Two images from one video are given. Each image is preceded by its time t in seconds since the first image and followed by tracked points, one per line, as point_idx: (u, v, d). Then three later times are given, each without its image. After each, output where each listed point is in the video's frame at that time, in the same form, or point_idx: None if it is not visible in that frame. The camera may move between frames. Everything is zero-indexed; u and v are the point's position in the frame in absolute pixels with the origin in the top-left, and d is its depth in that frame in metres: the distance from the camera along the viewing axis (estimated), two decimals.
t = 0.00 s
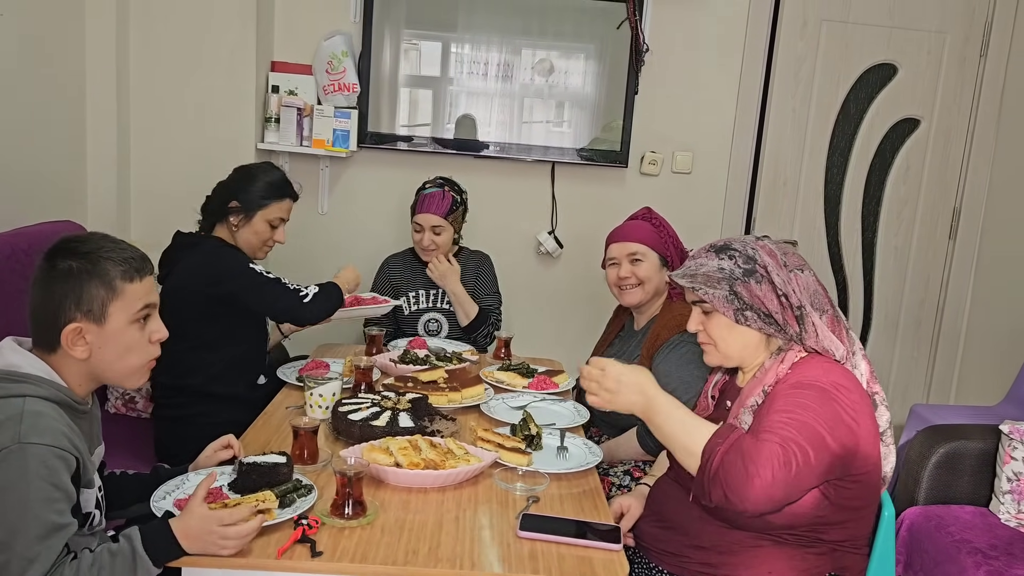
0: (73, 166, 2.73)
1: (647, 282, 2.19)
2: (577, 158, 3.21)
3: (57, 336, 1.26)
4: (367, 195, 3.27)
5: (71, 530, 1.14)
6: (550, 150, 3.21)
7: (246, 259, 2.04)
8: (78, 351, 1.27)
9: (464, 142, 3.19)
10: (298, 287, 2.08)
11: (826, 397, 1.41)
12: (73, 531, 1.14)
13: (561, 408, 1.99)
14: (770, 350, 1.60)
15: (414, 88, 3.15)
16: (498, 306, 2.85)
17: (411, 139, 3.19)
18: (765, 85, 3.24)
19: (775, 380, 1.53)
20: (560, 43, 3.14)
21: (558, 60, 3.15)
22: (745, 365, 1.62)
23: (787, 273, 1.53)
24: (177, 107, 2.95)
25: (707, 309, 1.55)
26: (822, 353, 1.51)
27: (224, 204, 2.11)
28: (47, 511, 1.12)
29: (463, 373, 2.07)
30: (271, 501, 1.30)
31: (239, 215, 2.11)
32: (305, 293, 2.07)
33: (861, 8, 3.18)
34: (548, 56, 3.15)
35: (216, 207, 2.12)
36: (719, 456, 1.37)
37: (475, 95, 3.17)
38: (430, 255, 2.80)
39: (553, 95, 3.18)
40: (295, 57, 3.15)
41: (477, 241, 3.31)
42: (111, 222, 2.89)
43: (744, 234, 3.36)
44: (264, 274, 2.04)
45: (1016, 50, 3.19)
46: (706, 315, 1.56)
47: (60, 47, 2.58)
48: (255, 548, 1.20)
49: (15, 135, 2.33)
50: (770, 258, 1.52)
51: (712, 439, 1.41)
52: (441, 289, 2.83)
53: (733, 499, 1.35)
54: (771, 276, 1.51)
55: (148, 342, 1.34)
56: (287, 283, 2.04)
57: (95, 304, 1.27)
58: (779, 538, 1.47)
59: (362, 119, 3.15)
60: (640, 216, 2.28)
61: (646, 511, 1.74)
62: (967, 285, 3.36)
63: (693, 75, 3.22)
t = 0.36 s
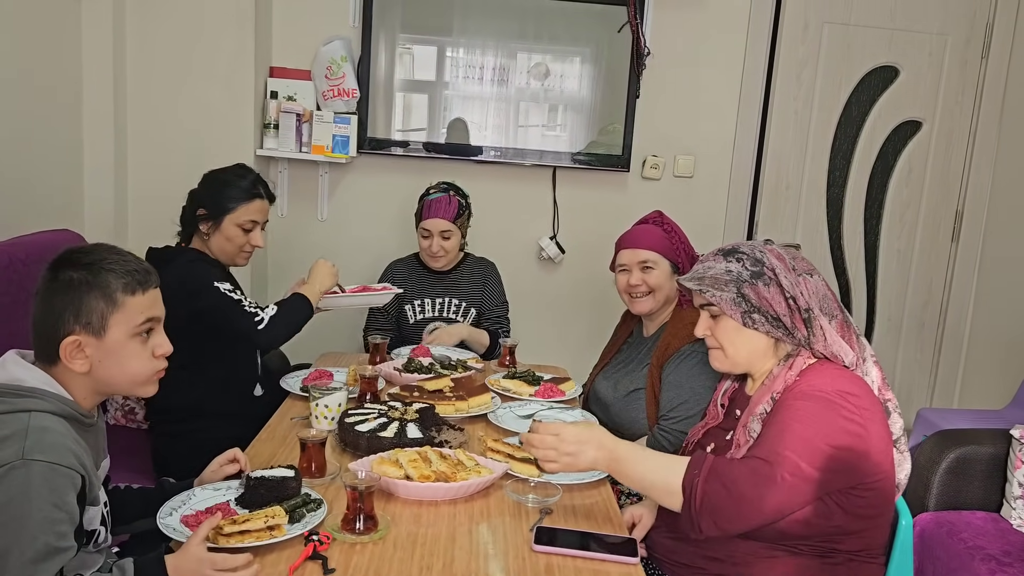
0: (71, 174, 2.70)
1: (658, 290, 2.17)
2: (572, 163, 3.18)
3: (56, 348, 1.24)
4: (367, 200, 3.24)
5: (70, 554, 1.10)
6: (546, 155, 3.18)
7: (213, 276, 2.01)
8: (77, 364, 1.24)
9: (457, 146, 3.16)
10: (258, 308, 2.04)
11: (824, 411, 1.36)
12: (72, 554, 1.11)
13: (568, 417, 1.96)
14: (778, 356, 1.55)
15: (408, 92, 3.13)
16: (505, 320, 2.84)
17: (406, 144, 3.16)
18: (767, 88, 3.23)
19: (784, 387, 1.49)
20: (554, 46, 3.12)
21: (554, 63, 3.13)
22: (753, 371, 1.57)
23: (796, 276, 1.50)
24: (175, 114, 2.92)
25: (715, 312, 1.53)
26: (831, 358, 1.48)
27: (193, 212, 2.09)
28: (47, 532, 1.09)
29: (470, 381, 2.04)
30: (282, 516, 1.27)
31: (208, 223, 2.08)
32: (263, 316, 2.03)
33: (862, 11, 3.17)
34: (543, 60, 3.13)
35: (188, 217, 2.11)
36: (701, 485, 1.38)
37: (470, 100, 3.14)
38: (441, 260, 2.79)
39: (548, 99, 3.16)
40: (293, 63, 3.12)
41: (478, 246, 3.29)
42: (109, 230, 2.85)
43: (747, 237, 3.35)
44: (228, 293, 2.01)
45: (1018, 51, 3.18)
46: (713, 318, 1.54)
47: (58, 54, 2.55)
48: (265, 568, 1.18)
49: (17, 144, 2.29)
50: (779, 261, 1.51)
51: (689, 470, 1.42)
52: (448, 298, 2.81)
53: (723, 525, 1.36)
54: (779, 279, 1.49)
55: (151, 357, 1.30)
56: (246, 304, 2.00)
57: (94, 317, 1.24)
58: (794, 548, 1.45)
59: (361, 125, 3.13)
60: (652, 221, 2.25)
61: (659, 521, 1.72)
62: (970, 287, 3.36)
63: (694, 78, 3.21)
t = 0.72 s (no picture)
0: (63, 183, 2.66)
1: (652, 300, 2.15)
2: (566, 170, 3.17)
3: (50, 364, 1.21)
4: (362, 209, 3.22)
5: None
6: (538, 161, 3.16)
7: (178, 309, 1.89)
8: (71, 381, 1.21)
9: (445, 153, 3.14)
10: (213, 356, 1.89)
11: (823, 429, 1.32)
12: None
13: (570, 427, 1.95)
14: (783, 365, 1.52)
15: (400, 99, 3.10)
16: (502, 334, 2.80)
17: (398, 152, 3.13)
18: (763, 94, 3.23)
19: (790, 397, 1.45)
20: (546, 53, 3.11)
21: (545, 70, 3.12)
22: (757, 383, 1.55)
23: (799, 284, 1.48)
24: (168, 123, 2.89)
25: (718, 321, 1.51)
26: (835, 367, 1.46)
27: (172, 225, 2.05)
28: (45, 555, 1.06)
29: (471, 394, 2.00)
30: (285, 535, 1.24)
31: (182, 235, 2.03)
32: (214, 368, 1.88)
33: (857, 17, 3.18)
34: (534, 66, 3.12)
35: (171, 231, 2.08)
36: (697, 510, 1.35)
37: (461, 106, 3.13)
38: (445, 263, 2.74)
39: (539, 105, 3.15)
40: (287, 70, 3.10)
41: (474, 254, 3.27)
42: (101, 241, 2.81)
43: (744, 243, 3.34)
44: (187, 334, 1.88)
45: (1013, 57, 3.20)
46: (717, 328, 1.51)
47: (51, 62, 2.52)
48: None
49: (9, 154, 2.25)
50: (781, 270, 1.48)
51: (684, 494, 1.39)
52: (447, 317, 2.78)
53: (723, 549, 1.33)
54: (782, 288, 1.46)
55: (149, 374, 1.27)
56: (197, 354, 1.86)
57: (90, 332, 1.21)
58: (802, 562, 1.43)
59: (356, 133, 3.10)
60: (648, 229, 2.25)
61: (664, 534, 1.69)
62: (967, 292, 3.36)
63: (689, 86, 3.21)
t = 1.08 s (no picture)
0: (51, 197, 2.63)
1: (654, 307, 2.15)
2: (555, 180, 3.16)
3: (42, 385, 1.19)
4: (353, 220, 3.20)
5: None
6: (527, 171, 3.15)
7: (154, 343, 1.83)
8: (64, 402, 1.19)
9: (431, 163, 3.12)
10: (183, 400, 1.82)
11: (822, 443, 1.31)
12: None
13: (567, 439, 1.93)
14: (779, 379, 1.50)
15: (387, 108, 3.09)
16: (499, 350, 2.80)
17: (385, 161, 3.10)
18: (753, 103, 3.25)
19: (786, 411, 1.44)
20: (533, 62, 3.10)
21: (532, 78, 3.12)
22: (755, 395, 1.54)
23: (792, 299, 1.44)
24: (157, 135, 2.86)
25: (711, 332, 1.51)
26: (830, 380, 1.43)
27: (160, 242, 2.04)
28: None
29: (466, 407, 1.99)
30: (283, 554, 1.22)
31: (169, 250, 2.01)
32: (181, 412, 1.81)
33: (845, 26, 3.21)
34: (522, 75, 3.11)
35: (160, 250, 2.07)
36: (697, 527, 1.35)
37: (449, 115, 3.12)
38: (438, 277, 2.72)
39: (527, 114, 3.14)
40: (277, 81, 3.08)
41: (466, 264, 3.26)
42: (89, 255, 2.77)
43: (736, 251, 3.36)
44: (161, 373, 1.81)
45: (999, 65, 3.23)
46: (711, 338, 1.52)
47: (37, 75, 2.49)
48: None
49: None
50: (774, 284, 1.45)
51: (684, 511, 1.38)
52: (442, 333, 2.77)
53: (724, 566, 1.32)
54: (772, 303, 1.44)
55: (143, 394, 1.25)
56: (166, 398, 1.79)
57: (83, 352, 1.19)
58: None
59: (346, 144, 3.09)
60: (648, 238, 2.25)
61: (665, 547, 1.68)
62: (957, 298, 3.38)
63: (678, 95, 3.22)
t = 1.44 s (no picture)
0: (45, 205, 2.62)
1: (664, 306, 2.15)
2: (549, 184, 3.16)
3: (48, 397, 1.18)
4: (348, 227, 3.19)
5: None
6: (521, 176, 3.15)
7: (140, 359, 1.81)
8: (69, 415, 1.18)
9: (422, 169, 3.12)
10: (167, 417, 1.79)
11: (824, 448, 1.32)
12: None
13: (566, 445, 1.93)
14: (783, 383, 1.50)
15: (380, 114, 3.08)
16: (488, 350, 2.79)
17: (377, 169, 3.10)
18: (746, 107, 3.26)
19: (789, 416, 1.44)
20: (525, 67, 3.11)
21: (525, 83, 3.12)
22: (759, 399, 1.54)
23: (799, 303, 1.43)
24: (151, 143, 2.86)
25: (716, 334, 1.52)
26: (833, 384, 1.44)
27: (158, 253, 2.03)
28: None
29: (465, 412, 2.02)
30: (285, 564, 1.23)
31: (166, 262, 2.00)
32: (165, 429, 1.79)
33: (837, 30, 3.22)
34: (515, 80, 3.12)
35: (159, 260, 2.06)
36: (702, 534, 1.36)
37: (442, 121, 3.12)
38: (426, 277, 2.72)
39: (520, 119, 3.14)
40: (272, 88, 3.08)
41: (462, 270, 3.26)
42: (84, 263, 2.76)
43: (731, 255, 3.36)
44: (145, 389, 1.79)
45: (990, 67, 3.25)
46: (717, 339, 1.53)
47: (31, 84, 2.48)
48: None
49: None
50: (781, 287, 1.45)
51: (689, 520, 1.40)
52: (431, 333, 2.77)
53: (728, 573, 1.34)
54: (780, 306, 1.44)
55: (147, 410, 1.25)
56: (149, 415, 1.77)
57: (93, 366, 1.18)
58: None
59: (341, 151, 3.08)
60: (657, 241, 2.26)
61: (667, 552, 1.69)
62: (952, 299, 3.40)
63: (671, 99, 3.23)
